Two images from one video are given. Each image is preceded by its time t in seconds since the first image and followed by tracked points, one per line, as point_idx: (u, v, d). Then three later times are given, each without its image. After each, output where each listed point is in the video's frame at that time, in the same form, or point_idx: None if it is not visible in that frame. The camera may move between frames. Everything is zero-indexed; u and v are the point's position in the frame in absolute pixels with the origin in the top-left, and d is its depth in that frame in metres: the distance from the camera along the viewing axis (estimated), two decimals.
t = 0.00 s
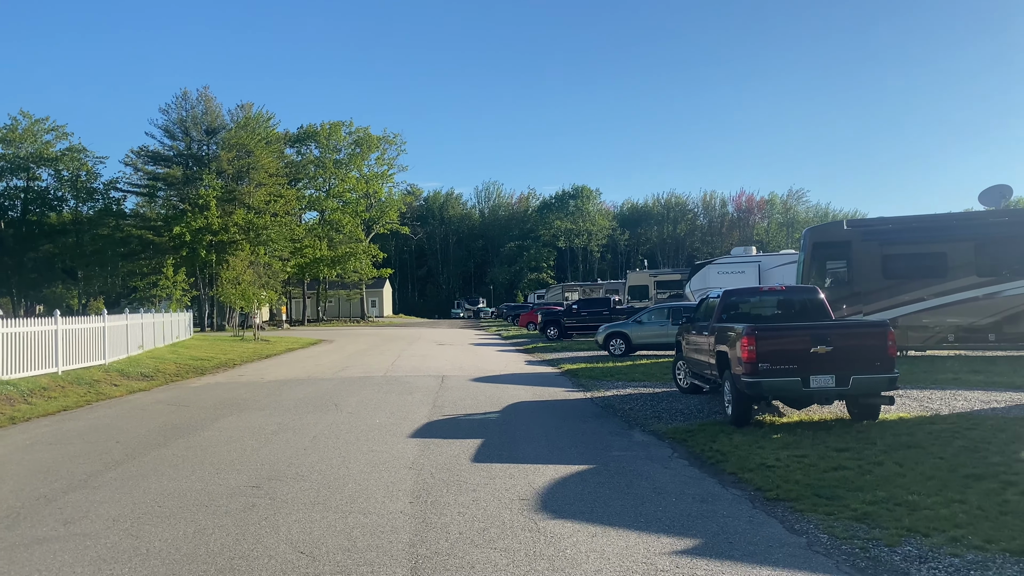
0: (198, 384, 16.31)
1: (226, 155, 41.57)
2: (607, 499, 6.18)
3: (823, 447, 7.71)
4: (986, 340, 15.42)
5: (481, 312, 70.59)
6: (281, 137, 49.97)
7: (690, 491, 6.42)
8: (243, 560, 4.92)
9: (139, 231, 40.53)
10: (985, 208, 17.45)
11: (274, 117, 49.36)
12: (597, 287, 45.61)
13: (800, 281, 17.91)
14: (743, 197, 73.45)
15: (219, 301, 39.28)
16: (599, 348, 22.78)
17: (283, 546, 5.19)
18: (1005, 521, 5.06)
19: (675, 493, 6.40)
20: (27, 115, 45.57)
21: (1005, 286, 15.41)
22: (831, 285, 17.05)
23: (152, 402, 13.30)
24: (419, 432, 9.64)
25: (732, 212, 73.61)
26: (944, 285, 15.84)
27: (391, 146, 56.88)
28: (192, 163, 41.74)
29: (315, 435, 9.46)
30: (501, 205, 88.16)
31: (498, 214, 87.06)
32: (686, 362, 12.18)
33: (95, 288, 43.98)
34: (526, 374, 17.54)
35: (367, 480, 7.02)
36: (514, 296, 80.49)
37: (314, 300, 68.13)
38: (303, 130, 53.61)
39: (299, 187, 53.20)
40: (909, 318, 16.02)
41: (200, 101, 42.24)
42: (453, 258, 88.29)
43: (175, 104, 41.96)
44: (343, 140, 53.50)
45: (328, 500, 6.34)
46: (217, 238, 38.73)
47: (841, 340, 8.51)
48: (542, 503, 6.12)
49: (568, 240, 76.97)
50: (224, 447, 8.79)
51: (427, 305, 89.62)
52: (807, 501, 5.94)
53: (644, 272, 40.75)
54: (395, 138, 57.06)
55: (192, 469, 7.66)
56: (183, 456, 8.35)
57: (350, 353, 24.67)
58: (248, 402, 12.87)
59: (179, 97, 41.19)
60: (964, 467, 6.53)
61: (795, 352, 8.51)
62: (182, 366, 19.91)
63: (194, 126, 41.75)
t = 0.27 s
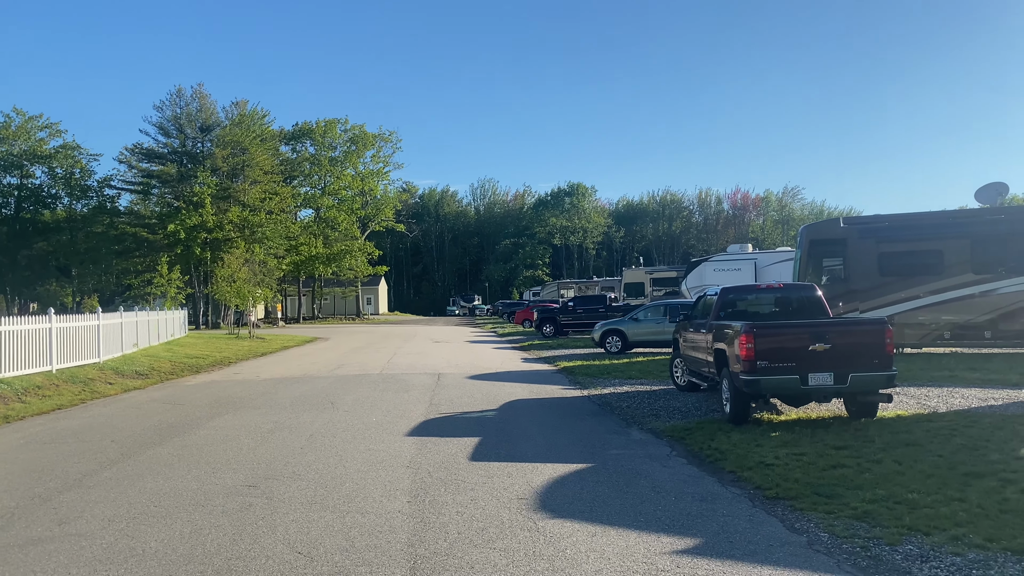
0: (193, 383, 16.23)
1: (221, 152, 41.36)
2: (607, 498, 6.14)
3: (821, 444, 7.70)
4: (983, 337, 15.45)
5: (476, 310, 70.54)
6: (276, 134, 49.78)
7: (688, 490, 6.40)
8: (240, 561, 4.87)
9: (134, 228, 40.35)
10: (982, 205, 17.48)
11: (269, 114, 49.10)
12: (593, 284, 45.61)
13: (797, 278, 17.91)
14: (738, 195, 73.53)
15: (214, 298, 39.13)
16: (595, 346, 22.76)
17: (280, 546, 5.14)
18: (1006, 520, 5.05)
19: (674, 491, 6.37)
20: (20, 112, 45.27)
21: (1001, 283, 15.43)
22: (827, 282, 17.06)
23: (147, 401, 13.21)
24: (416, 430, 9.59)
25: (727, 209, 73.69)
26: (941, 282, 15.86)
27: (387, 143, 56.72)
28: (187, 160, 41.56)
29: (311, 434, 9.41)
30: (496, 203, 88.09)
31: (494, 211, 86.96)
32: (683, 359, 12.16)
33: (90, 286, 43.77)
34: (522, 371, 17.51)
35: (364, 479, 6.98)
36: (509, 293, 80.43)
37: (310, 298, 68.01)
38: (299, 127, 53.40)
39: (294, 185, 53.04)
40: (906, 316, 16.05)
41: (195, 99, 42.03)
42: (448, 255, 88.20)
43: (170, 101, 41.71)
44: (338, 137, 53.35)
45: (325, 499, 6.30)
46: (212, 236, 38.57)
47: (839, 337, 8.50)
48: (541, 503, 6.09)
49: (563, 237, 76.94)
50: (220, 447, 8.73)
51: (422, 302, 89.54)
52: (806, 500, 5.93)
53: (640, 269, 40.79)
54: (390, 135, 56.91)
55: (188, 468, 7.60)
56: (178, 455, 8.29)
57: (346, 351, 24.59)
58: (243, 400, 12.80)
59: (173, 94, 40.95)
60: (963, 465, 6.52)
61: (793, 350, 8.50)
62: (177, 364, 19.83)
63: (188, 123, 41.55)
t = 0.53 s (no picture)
0: (189, 382, 16.15)
1: (217, 151, 41.24)
2: (607, 500, 6.09)
3: (822, 445, 7.66)
4: (980, 336, 15.45)
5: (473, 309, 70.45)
6: (272, 133, 49.61)
7: (689, 491, 6.35)
8: (236, 565, 4.81)
9: (129, 227, 40.26)
10: (979, 204, 17.48)
11: (264, 112, 48.91)
12: (590, 283, 45.55)
13: (794, 277, 17.88)
14: (734, 194, 73.56)
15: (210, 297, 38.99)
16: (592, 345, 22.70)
17: (277, 548, 5.08)
18: (1010, 522, 5.00)
19: (675, 492, 6.32)
20: (15, 110, 45.08)
21: (999, 283, 15.42)
22: (825, 281, 17.04)
23: (142, 400, 13.12)
24: (413, 431, 9.52)
25: (723, 208, 73.71)
26: (938, 281, 15.84)
27: (383, 142, 56.58)
28: (183, 159, 41.47)
29: (308, 434, 9.34)
30: (493, 202, 88.03)
31: (490, 210, 86.89)
32: (681, 359, 12.11)
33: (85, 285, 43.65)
34: (520, 371, 17.44)
35: (361, 480, 6.92)
36: (506, 292, 80.37)
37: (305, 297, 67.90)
38: (294, 125, 53.23)
39: (290, 183, 52.93)
40: (903, 315, 16.05)
41: (190, 97, 41.83)
42: (445, 254, 88.14)
43: (165, 100, 41.52)
44: (334, 136, 53.20)
45: (322, 501, 6.23)
46: (207, 235, 38.47)
47: (839, 337, 8.46)
48: (541, 504, 6.03)
49: (559, 236, 76.89)
50: (216, 447, 8.64)
51: (418, 301, 89.47)
52: (808, 501, 5.88)
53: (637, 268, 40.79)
54: (387, 134, 56.75)
55: (184, 470, 7.53)
56: (174, 456, 8.21)
57: (342, 350, 24.51)
58: (240, 400, 12.72)
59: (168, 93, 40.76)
60: (965, 466, 6.48)
61: (793, 349, 8.46)
62: (172, 363, 19.74)
63: (184, 122, 41.22)
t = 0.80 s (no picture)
0: (184, 383, 16.02)
1: (213, 151, 41.08)
2: (606, 502, 6.00)
3: (822, 447, 7.58)
4: (979, 338, 15.40)
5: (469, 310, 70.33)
6: (268, 133, 49.47)
7: (689, 494, 6.26)
8: (228, 569, 4.70)
9: (125, 227, 40.06)
10: (978, 205, 17.44)
11: (261, 112, 48.75)
12: (587, 284, 45.46)
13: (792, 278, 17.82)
14: (731, 195, 73.57)
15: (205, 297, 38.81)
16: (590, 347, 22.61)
17: (269, 552, 4.97)
18: (1016, 525, 4.93)
19: (674, 495, 6.24)
20: (10, 110, 44.84)
21: (997, 284, 15.38)
22: (823, 282, 16.98)
23: (136, 401, 12.99)
24: (410, 432, 9.42)
25: (720, 209, 73.72)
26: (937, 282, 15.80)
27: (380, 143, 56.47)
28: (178, 159, 41.32)
29: (303, 436, 9.23)
30: (489, 203, 87.94)
31: (487, 211, 86.79)
32: (679, 360, 12.03)
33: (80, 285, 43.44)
34: (517, 372, 17.35)
35: (356, 482, 6.82)
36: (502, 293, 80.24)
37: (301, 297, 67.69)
38: (291, 125, 53.06)
39: (286, 184, 52.78)
40: (901, 316, 16.00)
41: (186, 97, 41.76)
42: (441, 255, 88.03)
43: (161, 99, 41.36)
44: (331, 136, 53.04)
45: (316, 504, 6.12)
46: (203, 235, 38.31)
47: (839, 338, 8.38)
48: (538, 507, 5.93)
49: (556, 237, 76.83)
50: (209, 449, 8.53)
51: (415, 302, 89.32)
52: (811, 504, 5.79)
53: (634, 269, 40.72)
54: (384, 135, 56.62)
55: (176, 472, 7.41)
56: (166, 458, 8.09)
57: (338, 351, 24.38)
58: (234, 401, 12.60)
59: (164, 92, 40.66)
60: (968, 468, 6.40)
61: (793, 350, 8.38)
62: (167, 364, 19.59)
63: (179, 122, 41.21)
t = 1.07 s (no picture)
0: (179, 385, 15.87)
1: (211, 153, 40.92)
2: (604, 508, 5.88)
3: (824, 452, 7.46)
4: (979, 341, 15.28)
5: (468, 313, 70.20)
6: (267, 136, 49.38)
7: (688, 500, 6.14)
8: None
9: (123, 230, 39.90)
10: (978, 208, 17.34)
11: (259, 115, 48.64)
12: (586, 288, 45.33)
13: (791, 281, 17.71)
14: (730, 198, 73.49)
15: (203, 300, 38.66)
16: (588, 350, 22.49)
17: (257, 560, 4.85)
18: None
19: (674, 501, 6.11)
20: (8, 112, 44.70)
21: (998, 287, 15.29)
22: (822, 285, 16.86)
23: (129, 404, 12.84)
24: (406, 436, 9.29)
25: (719, 213, 73.65)
26: (937, 286, 15.70)
27: (378, 146, 56.38)
28: (177, 161, 41.21)
29: (296, 440, 9.10)
30: (488, 206, 87.86)
31: (486, 214, 86.69)
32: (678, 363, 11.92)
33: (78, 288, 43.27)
34: (514, 375, 17.21)
35: (350, 487, 6.69)
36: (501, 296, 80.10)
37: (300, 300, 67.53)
38: (290, 128, 52.96)
39: (285, 187, 52.67)
40: (901, 320, 15.90)
41: (185, 99, 41.65)
42: (440, 258, 87.94)
43: (159, 102, 41.23)
44: (329, 139, 52.92)
45: (307, 509, 6.00)
46: (201, 238, 38.18)
47: (841, 341, 8.27)
48: (535, 514, 5.80)
49: (555, 241, 76.74)
50: (201, 453, 8.40)
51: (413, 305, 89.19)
52: (813, 510, 5.67)
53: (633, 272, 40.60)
54: (382, 138, 56.55)
55: (165, 476, 7.27)
56: (157, 462, 7.95)
57: (335, 354, 24.24)
58: (229, 404, 12.46)
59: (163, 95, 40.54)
60: (973, 474, 6.28)
61: (794, 354, 8.26)
62: (162, 366, 19.44)
63: (178, 124, 41.15)
